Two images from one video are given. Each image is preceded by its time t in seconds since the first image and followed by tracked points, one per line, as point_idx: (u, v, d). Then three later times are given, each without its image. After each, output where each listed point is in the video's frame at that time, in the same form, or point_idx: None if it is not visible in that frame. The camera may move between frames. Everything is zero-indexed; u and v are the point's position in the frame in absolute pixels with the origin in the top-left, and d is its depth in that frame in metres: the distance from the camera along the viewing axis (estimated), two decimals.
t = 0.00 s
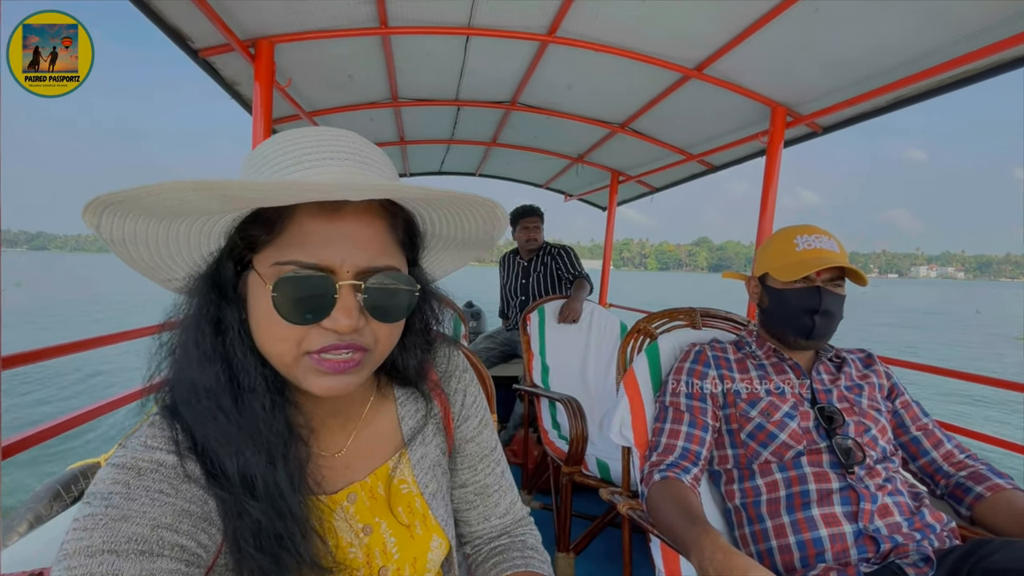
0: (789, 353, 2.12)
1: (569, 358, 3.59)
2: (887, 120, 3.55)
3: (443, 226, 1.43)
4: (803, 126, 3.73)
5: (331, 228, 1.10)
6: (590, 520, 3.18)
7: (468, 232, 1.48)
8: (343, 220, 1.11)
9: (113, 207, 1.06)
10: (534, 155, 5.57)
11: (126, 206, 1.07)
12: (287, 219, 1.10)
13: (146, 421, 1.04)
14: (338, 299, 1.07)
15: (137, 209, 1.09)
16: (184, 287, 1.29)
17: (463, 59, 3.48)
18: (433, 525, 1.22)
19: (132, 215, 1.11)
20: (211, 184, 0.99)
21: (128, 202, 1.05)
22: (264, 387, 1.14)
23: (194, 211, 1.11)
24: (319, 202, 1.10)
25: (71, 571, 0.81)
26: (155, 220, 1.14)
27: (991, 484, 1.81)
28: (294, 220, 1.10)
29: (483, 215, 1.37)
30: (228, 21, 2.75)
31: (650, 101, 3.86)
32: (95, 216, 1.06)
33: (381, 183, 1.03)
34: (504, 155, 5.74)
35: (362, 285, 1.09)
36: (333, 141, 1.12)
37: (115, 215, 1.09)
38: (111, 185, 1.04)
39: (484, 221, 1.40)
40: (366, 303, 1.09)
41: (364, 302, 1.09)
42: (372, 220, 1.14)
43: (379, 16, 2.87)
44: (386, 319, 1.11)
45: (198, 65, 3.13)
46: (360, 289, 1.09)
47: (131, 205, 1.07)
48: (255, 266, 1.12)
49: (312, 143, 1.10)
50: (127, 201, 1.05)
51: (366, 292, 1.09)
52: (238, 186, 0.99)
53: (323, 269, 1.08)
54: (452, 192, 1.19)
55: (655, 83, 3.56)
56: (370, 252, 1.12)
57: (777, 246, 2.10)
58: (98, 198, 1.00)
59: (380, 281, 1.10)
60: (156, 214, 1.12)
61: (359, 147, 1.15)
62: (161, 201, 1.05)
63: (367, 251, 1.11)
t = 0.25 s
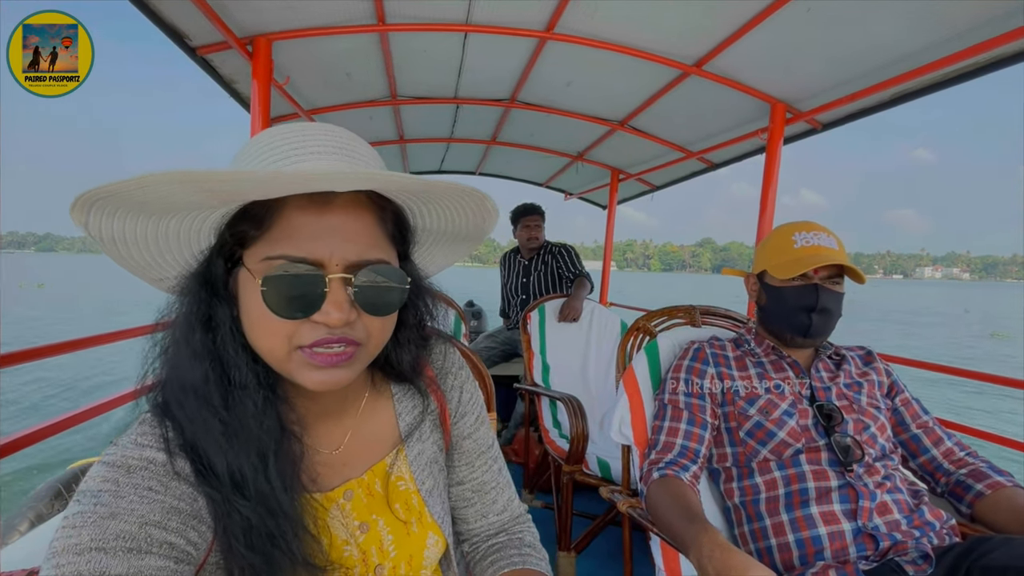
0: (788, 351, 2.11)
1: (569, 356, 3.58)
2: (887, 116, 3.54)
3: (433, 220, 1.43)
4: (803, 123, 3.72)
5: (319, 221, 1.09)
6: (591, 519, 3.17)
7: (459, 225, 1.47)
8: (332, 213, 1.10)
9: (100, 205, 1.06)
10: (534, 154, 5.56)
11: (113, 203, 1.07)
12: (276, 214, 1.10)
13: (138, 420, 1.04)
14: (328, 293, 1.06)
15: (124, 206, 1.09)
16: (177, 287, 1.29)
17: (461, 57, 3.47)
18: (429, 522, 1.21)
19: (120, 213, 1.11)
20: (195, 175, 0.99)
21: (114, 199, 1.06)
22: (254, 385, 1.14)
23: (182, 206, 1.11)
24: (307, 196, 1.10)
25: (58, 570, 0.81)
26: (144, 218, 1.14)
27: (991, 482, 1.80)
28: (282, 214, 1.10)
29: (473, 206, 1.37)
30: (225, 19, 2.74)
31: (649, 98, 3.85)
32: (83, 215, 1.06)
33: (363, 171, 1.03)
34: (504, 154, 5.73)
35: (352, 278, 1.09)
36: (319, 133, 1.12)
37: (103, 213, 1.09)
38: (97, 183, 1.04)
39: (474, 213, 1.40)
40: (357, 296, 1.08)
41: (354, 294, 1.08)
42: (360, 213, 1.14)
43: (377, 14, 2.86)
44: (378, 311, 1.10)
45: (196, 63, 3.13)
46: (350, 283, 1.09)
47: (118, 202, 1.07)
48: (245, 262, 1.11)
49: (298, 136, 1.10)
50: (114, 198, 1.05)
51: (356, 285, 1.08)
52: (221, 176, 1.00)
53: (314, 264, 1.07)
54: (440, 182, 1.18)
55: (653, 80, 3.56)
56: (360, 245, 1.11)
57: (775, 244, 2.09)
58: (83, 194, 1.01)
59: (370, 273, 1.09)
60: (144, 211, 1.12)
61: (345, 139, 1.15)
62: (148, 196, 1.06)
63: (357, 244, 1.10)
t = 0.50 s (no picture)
0: (789, 350, 2.12)
1: (567, 355, 3.60)
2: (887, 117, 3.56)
3: (433, 217, 1.43)
4: (803, 123, 3.74)
5: (320, 219, 1.10)
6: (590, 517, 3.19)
7: (460, 222, 1.48)
8: (332, 211, 1.11)
9: (105, 211, 1.07)
10: (534, 152, 5.56)
11: (120, 208, 1.08)
12: (277, 214, 1.11)
13: (145, 419, 1.05)
14: (331, 291, 1.06)
15: (130, 210, 1.10)
16: (183, 293, 1.30)
17: (463, 56, 3.47)
18: (437, 521, 1.22)
19: (126, 218, 1.12)
20: (196, 175, 1.00)
21: (120, 204, 1.06)
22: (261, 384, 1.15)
23: (187, 208, 1.11)
24: (307, 195, 1.11)
25: (69, 569, 0.82)
26: (150, 222, 1.15)
27: (990, 480, 1.82)
28: (283, 214, 1.10)
29: (472, 200, 1.36)
30: (229, 17, 2.74)
31: (650, 98, 3.87)
32: (90, 220, 1.07)
33: (355, 166, 1.02)
34: (504, 152, 5.73)
35: (353, 275, 1.09)
36: (318, 133, 1.12)
37: (109, 220, 1.10)
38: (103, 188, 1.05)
39: (473, 206, 1.39)
40: (359, 293, 1.09)
41: (356, 291, 1.08)
42: (360, 210, 1.14)
43: (380, 13, 2.86)
44: (381, 309, 1.11)
45: (198, 61, 3.12)
46: (352, 280, 1.09)
47: (123, 207, 1.08)
48: (248, 263, 1.12)
49: (297, 136, 1.11)
50: (118, 203, 1.06)
51: (358, 282, 1.09)
52: (222, 175, 1.00)
53: (316, 261, 1.08)
54: (438, 176, 1.19)
55: (655, 79, 3.56)
56: (362, 242, 1.11)
57: (775, 243, 2.11)
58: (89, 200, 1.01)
59: (371, 271, 1.09)
60: (149, 216, 1.13)
61: (343, 137, 1.16)
62: (152, 199, 1.06)
63: (358, 242, 1.11)
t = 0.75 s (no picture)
0: (792, 349, 2.12)
1: (568, 355, 3.60)
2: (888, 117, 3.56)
3: (440, 218, 1.44)
4: (804, 123, 3.74)
5: (329, 221, 1.10)
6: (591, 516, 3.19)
7: (466, 222, 1.48)
8: (341, 213, 1.11)
9: (116, 214, 1.08)
10: (534, 151, 5.56)
11: (131, 210, 1.08)
12: (286, 217, 1.11)
13: (155, 420, 1.05)
14: (340, 291, 1.07)
15: (142, 212, 1.10)
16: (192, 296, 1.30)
17: (464, 56, 3.47)
18: (442, 520, 1.23)
19: (138, 219, 1.12)
20: (207, 178, 1.00)
21: (131, 206, 1.07)
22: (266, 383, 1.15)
23: (197, 211, 1.12)
24: (316, 197, 1.11)
25: (84, 569, 0.82)
26: (161, 224, 1.15)
27: (992, 480, 1.83)
28: (293, 217, 1.10)
29: (479, 201, 1.37)
30: (230, 18, 2.74)
31: (651, 98, 3.87)
32: (103, 222, 1.07)
33: (364, 168, 1.02)
34: (504, 151, 5.73)
35: (362, 276, 1.09)
36: (325, 136, 1.13)
37: (121, 223, 1.11)
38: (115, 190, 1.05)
39: (480, 207, 1.40)
40: (368, 293, 1.09)
41: (365, 292, 1.09)
42: (368, 211, 1.14)
43: (382, 13, 2.86)
44: (390, 309, 1.11)
45: (199, 61, 3.12)
46: (361, 280, 1.09)
47: (135, 209, 1.08)
48: (258, 265, 1.12)
49: (306, 138, 1.11)
50: (130, 207, 1.07)
51: (367, 283, 1.09)
52: (232, 178, 1.00)
53: (326, 262, 1.08)
54: (446, 177, 1.19)
55: (656, 80, 3.56)
56: (370, 243, 1.12)
57: (778, 243, 2.10)
58: (101, 203, 1.02)
59: (380, 271, 1.09)
60: (160, 218, 1.13)
61: (350, 139, 1.16)
62: (163, 202, 1.06)
63: (366, 243, 1.11)
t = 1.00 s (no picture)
0: (792, 348, 2.10)
1: (570, 355, 3.58)
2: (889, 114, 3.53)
3: (434, 221, 1.43)
4: (804, 121, 3.72)
5: (308, 212, 1.10)
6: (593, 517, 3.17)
7: (461, 228, 1.47)
8: (322, 205, 1.11)
9: (102, 198, 1.07)
10: (535, 152, 5.55)
11: (120, 194, 1.09)
12: (269, 207, 1.11)
13: (144, 419, 1.04)
14: (316, 286, 1.06)
15: (131, 196, 1.10)
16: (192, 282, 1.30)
17: (462, 56, 3.47)
18: (437, 522, 1.21)
19: (130, 204, 1.12)
20: (180, 159, 0.98)
21: (117, 190, 1.07)
22: (253, 377, 1.14)
23: (183, 193, 1.11)
24: (298, 187, 1.11)
25: (65, 571, 0.81)
26: (153, 209, 1.16)
27: (995, 480, 1.80)
28: (275, 206, 1.11)
29: (469, 201, 1.34)
30: (227, 20, 2.75)
31: (650, 98, 3.86)
32: (95, 206, 1.08)
33: (337, 157, 1.01)
34: (506, 152, 5.73)
35: (340, 272, 1.08)
36: (317, 130, 1.12)
37: (108, 207, 1.10)
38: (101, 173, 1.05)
39: (472, 208, 1.37)
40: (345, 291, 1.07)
41: (342, 289, 1.07)
42: (352, 206, 1.13)
43: (378, 14, 2.86)
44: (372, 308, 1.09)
45: (198, 64, 3.13)
46: (339, 276, 1.08)
47: (122, 193, 1.08)
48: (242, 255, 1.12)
49: (294, 131, 1.12)
50: (113, 188, 1.06)
51: (344, 280, 1.07)
52: (206, 159, 0.99)
53: (302, 255, 1.07)
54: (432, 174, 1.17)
55: (654, 79, 3.55)
56: (350, 237, 1.10)
57: (780, 241, 2.08)
58: (86, 185, 1.02)
59: (359, 270, 1.08)
60: (146, 200, 1.13)
61: (346, 137, 1.15)
62: (146, 184, 1.06)
63: (346, 237, 1.10)
